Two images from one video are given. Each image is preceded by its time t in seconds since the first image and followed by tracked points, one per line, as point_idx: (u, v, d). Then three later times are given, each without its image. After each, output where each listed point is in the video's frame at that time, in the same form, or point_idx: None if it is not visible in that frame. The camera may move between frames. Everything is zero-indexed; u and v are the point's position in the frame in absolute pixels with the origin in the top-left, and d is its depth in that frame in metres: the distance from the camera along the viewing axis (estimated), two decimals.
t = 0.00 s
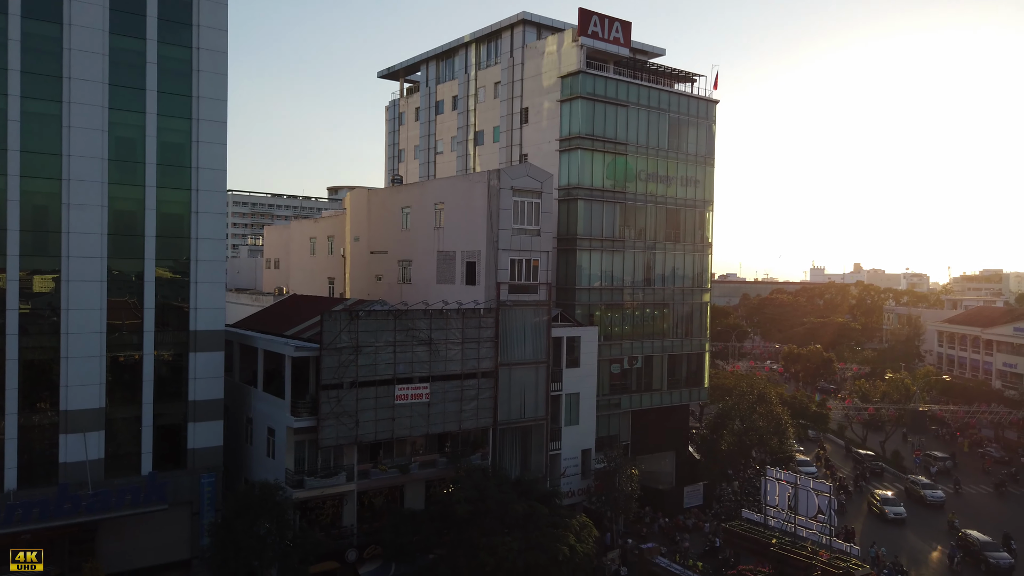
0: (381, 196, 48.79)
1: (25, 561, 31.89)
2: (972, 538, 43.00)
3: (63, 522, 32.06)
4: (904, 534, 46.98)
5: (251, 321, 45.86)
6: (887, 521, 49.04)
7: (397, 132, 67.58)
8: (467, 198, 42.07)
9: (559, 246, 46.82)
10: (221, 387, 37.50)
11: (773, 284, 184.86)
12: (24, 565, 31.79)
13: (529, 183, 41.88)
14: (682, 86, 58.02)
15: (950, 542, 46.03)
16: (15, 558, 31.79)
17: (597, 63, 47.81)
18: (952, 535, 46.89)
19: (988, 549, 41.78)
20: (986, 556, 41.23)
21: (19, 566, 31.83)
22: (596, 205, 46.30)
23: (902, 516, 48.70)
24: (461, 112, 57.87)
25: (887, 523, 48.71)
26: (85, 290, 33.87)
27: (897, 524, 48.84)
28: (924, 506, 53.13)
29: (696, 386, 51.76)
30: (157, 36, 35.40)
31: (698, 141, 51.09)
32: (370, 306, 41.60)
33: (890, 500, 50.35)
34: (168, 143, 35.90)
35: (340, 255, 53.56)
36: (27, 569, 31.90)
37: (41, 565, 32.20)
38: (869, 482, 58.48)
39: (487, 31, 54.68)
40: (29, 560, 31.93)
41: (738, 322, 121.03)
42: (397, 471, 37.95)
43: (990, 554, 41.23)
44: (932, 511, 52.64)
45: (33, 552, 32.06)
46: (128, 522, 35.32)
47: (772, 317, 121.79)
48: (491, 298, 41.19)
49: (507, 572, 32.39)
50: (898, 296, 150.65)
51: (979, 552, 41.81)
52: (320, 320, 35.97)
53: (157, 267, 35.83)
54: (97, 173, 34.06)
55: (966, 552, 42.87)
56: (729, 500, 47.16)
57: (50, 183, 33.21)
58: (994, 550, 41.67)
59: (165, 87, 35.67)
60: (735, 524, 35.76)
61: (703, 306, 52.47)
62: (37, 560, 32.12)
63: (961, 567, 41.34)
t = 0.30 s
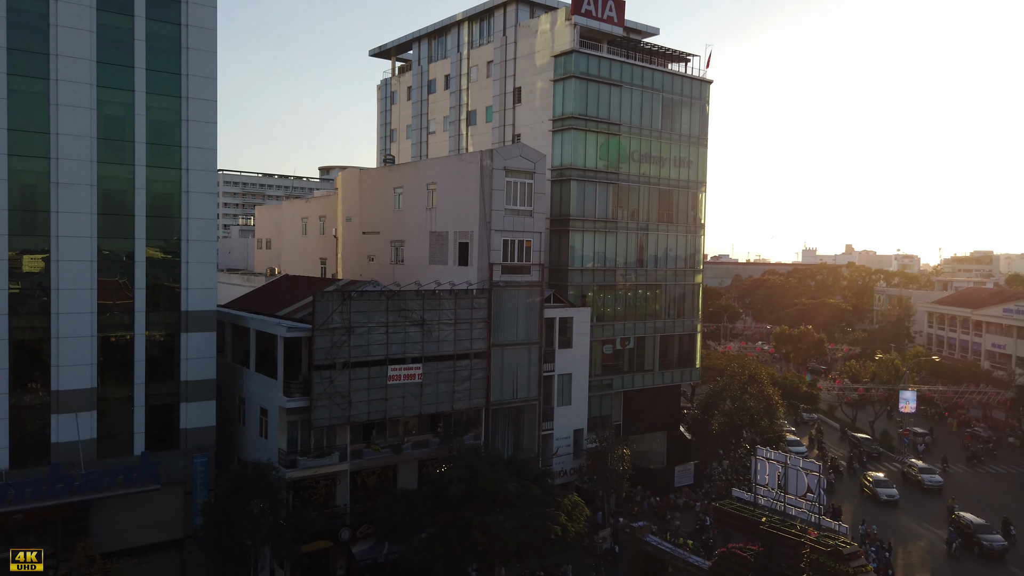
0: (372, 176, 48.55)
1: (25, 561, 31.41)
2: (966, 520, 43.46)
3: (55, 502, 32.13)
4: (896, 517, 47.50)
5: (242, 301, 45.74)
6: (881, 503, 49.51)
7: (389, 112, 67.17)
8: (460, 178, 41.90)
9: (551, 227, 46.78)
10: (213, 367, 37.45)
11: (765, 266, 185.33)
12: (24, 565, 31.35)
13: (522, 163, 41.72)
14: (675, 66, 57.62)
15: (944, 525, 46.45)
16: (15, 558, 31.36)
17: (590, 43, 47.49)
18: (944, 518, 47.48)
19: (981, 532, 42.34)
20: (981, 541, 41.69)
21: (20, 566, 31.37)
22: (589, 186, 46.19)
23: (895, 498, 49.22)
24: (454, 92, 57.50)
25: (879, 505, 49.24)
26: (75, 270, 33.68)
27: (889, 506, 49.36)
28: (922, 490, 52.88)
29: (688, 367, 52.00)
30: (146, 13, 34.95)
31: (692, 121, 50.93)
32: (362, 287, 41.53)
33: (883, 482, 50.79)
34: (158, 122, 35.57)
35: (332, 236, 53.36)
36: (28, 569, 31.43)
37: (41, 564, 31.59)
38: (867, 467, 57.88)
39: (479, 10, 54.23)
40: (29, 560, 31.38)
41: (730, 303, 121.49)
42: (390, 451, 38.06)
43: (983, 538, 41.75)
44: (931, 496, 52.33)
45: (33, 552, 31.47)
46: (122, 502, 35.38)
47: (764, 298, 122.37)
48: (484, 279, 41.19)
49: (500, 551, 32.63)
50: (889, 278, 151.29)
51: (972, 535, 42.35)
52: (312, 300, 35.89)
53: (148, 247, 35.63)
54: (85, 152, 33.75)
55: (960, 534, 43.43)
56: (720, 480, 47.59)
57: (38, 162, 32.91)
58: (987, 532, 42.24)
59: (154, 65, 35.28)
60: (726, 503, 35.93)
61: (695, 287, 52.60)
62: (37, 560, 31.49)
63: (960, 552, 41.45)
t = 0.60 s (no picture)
0: (364, 155, 48.21)
1: (25, 561, 31.05)
2: (959, 502, 43.60)
3: (47, 483, 32.08)
4: (888, 499, 47.95)
5: (233, 281, 45.52)
6: (873, 485, 49.88)
7: (380, 90, 66.60)
8: (452, 158, 41.65)
9: (544, 207, 46.66)
10: (205, 347, 37.35)
11: (757, 246, 185.75)
12: (24, 565, 30.97)
13: (514, 143, 41.50)
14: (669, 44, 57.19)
15: (935, 507, 46.85)
16: (15, 559, 31.00)
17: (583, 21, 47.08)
18: (935, 499, 48.04)
19: (974, 514, 42.56)
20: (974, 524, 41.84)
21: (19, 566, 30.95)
22: (582, 166, 46.00)
23: (887, 480, 49.59)
24: (445, 70, 57.00)
25: (872, 487, 49.64)
26: (63, 250, 33.41)
27: (882, 488, 49.73)
28: (919, 475, 52.57)
29: (679, 347, 52.21)
30: None
31: (685, 101, 50.69)
32: (354, 267, 41.38)
33: (876, 464, 51.13)
34: (146, 100, 35.15)
35: (323, 216, 53.08)
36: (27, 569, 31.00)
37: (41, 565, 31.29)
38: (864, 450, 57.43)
39: None
40: (29, 560, 31.07)
41: (721, 284, 121.80)
42: (382, 431, 38.15)
43: (976, 520, 42.00)
44: (928, 480, 52.00)
45: (33, 552, 31.21)
46: (114, 482, 35.40)
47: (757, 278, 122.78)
48: (476, 259, 41.12)
49: (492, 530, 32.92)
50: (880, 259, 151.81)
51: (965, 517, 42.56)
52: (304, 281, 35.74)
53: (137, 227, 35.36)
54: (73, 130, 33.34)
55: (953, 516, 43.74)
56: (711, 459, 47.98)
57: (24, 140, 32.48)
58: (980, 515, 42.47)
59: (141, 41, 34.78)
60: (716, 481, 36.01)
61: (688, 268, 52.63)
62: (37, 560, 31.22)
63: (958, 537, 41.43)
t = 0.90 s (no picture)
0: (355, 138, 48.11)
1: (25, 562, 30.97)
2: (950, 486, 43.78)
3: (40, 464, 32.20)
4: (875, 480, 48.59)
5: (225, 264, 45.47)
6: (864, 469, 50.22)
7: (371, 72, 66.31)
8: (444, 141, 41.67)
9: (535, 190, 46.78)
10: (197, 330, 37.42)
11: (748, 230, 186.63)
12: (24, 565, 30.91)
13: (506, 126, 41.54)
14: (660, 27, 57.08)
15: (923, 488, 47.45)
16: (15, 559, 30.96)
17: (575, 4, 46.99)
18: (922, 481, 48.65)
19: (965, 497, 42.58)
20: (966, 509, 41.75)
21: (19, 566, 30.92)
22: (573, 149, 46.09)
23: (879, 465, 49.88)
24: (437, 52, 56.76)
25: (863, 471, 49.93)
26: (54, 232, 33.33)
27: (873, 472, 50.03)
28: (915, 462, 52.08)
29: (669, 330, 52.62)
30: None
31: (676, 84, 50.74)
32: (345, 250, 41.43)
33: (867, 448, 51.38)
34: (135, 82, 34.98)
35: (314, 198, 52.99)
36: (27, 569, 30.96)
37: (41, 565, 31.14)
38: (856, 434, 57.61)
39: None
40: (29, 560, 31.01)
41: (712, 267, 122.44)
42: (375, 413, 38.41)
43: (967, 504, 41.97)
44: (924, 467, 51.50)
45: (33, 552, 31.17)
46: (107, 464, 35.56)
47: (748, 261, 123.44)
48: (468, 243, 41.28)
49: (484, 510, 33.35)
50: (869, 242, 152.82)
51: (957, 501, 42.50)
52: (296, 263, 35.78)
53: (128, 209, 35.29)
54: (62, 112, 33.18)
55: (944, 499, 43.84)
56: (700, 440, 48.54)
57: (13, 121, 32.31)
58: (971, 498, 42.45)
59: (130, 22, 34.56)
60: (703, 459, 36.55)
61: (678, 251, 52.91)
62: (37, 560, 31.10)
63: (956, 524, 41.15)
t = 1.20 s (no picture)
0: (344, 117, 47.64)
1: (25, 562, 30.33)
2: (944, 470, 43.86)
3: (29, 445, 32.00)
4: (863, 461, 49.00)
5: (213, 245, 45.08)
6: (856, 451, 50.29)
7: (361, 50, 65.56)
8: (434, 121, 41.30)
9: (527, 170, 46.51)
10: (186, 311, 37.16)
11: (739, 211, 186.77)
12: (24, 565, 30.25)
13: (497, 105, 41.20)
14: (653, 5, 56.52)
15: (912, 469, 47.85)
16: (15, 559, 30.33)
17: None
18: (911, 461, 49.03)
19: (959, 481, 42.58)
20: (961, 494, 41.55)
21: (19, 567, 30.26)
22: (565, 129, 45.80)
23: (872, 448, 49.86)
24: (427, 30, 56.11)
25: (856, 454, 49.91)
26: (39, 212, 32.92)
27: (865, 455, 50.00)
28: (914, 448, 51.35)
29: (660, 311, 52.67)
30: None
31: (669, 63, 50.38)
32: (335, 231, 41.14)
33: (860, 431, 51.35)
34: (120, 59, 34.43)
35: (303, 178, 52.53)
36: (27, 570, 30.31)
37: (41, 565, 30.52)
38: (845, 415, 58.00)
39: None
40: (29, 560, 30.38)
41: (703, 248, 122.56)
42: (365, 394, 38.36)
43: (960, 488, 42.02)
44: (912, 447, 52.00)
45: (33, 552, 30.57)
46: (96, 445, 35.40)
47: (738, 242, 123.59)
48: (458, 223, 41.05)
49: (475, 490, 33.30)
50: (860, 223, 153.21)
51: (952, 485, 42.52)
52: (285, 244, 35.49)
53: (114, 189, 34.87)
54: (45, 89, 32.62)
55: (938, 484, 43.77)
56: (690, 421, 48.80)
57: None
58: (965, 482, 42.48)
59: None
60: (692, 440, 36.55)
61: (670, 232, 52.82)
62: (37, 560, 30.50)
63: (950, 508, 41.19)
